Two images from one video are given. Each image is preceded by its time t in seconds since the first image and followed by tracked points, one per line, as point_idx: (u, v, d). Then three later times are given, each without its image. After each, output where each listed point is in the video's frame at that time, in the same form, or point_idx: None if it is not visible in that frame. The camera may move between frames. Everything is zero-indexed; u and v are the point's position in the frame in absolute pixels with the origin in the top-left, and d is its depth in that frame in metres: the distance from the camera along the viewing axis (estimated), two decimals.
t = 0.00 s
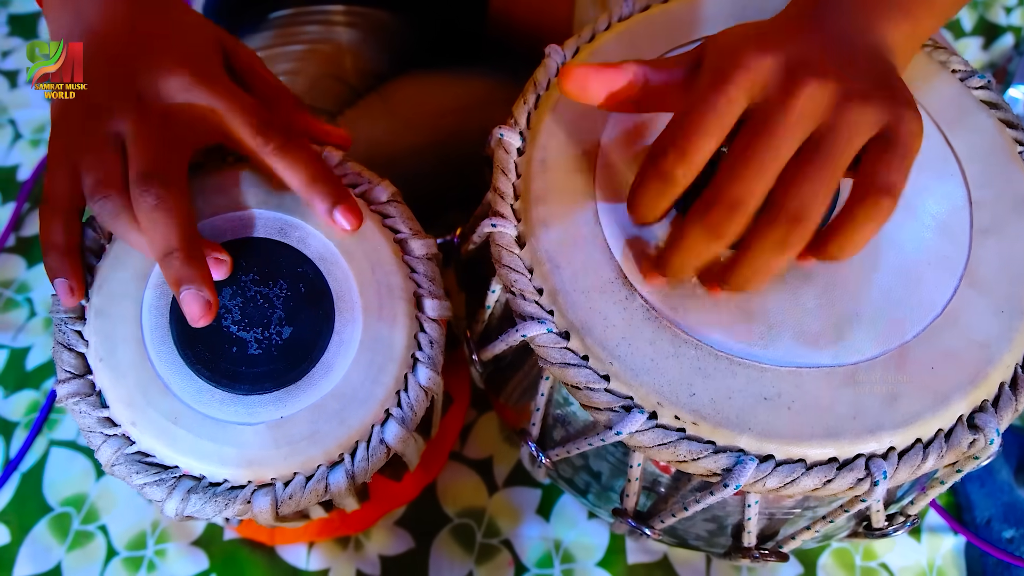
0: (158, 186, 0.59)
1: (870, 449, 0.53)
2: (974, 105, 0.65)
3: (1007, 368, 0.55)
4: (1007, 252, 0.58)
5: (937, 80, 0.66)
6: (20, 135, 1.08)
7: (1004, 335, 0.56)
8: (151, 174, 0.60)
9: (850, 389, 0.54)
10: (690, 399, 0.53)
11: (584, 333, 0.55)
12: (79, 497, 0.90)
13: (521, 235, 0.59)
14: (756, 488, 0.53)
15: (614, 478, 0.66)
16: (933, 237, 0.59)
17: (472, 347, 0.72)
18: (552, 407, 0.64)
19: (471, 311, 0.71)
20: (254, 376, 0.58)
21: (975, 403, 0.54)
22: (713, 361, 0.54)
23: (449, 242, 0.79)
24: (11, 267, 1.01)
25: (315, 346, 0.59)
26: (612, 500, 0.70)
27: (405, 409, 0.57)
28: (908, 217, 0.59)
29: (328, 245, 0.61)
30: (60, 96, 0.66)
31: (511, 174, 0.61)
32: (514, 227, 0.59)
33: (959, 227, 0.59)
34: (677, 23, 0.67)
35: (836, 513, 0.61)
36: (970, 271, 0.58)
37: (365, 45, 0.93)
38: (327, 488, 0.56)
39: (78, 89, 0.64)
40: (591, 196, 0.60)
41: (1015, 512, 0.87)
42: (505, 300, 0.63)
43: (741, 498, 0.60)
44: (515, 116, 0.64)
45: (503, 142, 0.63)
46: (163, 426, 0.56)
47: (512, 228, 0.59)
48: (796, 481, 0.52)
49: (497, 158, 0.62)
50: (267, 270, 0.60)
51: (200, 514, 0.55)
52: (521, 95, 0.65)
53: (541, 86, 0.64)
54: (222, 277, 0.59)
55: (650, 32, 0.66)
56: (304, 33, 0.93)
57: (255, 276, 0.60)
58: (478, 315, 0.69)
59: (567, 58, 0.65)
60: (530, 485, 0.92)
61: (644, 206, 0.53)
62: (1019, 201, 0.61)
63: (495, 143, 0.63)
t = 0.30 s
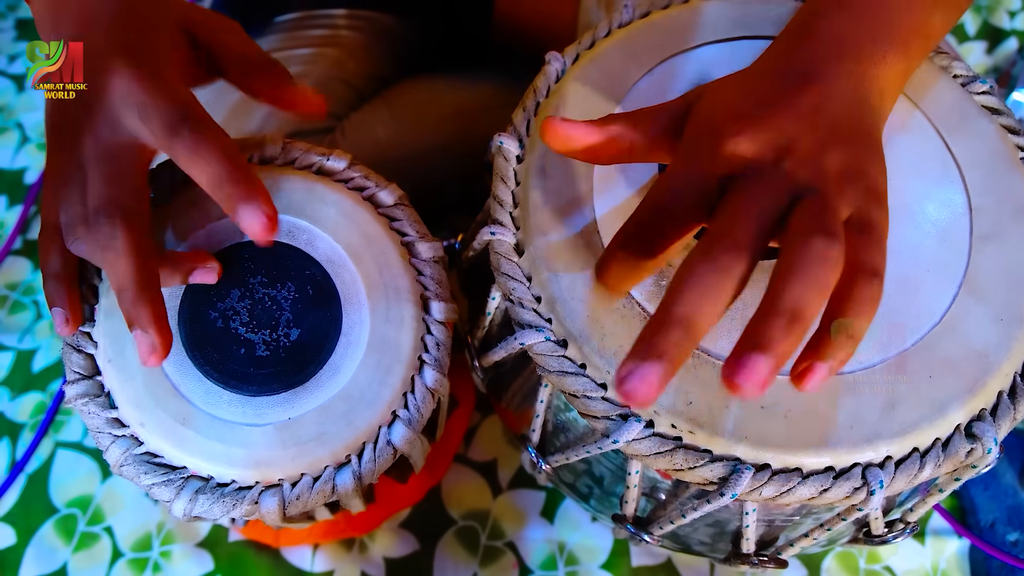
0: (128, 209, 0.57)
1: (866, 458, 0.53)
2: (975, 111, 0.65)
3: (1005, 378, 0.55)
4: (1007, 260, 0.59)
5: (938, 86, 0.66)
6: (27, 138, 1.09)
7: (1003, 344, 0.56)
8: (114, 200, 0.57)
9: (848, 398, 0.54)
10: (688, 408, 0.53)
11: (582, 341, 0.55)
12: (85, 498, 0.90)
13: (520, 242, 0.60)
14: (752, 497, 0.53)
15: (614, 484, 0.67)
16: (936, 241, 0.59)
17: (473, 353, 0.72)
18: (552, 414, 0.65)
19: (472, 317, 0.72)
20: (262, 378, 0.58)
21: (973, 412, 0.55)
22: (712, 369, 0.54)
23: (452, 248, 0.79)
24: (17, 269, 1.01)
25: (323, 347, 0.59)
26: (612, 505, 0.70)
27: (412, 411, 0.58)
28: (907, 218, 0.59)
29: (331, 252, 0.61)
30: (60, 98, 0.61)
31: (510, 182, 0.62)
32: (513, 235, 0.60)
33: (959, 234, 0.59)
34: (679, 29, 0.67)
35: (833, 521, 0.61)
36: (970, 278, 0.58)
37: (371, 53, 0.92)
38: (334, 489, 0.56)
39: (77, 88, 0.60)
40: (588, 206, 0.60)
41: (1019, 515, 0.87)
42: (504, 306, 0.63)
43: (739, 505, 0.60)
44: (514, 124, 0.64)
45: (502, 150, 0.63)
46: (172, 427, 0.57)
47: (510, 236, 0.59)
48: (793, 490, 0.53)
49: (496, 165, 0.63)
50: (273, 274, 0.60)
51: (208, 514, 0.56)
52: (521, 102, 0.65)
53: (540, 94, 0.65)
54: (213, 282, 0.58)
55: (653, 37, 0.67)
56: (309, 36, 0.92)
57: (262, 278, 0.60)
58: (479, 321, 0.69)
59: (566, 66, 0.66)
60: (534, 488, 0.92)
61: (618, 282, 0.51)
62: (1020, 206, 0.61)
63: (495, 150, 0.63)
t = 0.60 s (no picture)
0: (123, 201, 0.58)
1: (862, 479, 0.53)
2: (977, 117, 0.65)
3: (1004, 396, 0.55)
4: (1007, 275, 0.58)
5: (937, 96, 0.65)
6: (28, 140, 1.08)
7: (1003, 360, 0.56)
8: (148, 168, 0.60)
9: (843, 418, 0.53)
10: (683, 430, 0.53)
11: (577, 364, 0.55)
12: (87, 500, 0.90)
13: (514, 260, 0.59)
14: (747, 519, 0.53)
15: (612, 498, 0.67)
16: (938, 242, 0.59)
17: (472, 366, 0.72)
18: (549, 429, 0.65)
19: (468, 332, 0.71)
20: (264, 379, 0.58)
21: (970, 430, 0.54)
22: (707, 392, 0.54)
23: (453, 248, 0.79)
24: (18, 271, 1.01)
25: (325, 348, 0.59)
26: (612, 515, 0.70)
27: (414, 411, 0.57)
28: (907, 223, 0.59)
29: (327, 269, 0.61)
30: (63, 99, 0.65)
31: (505, 199, 0.61)
32: (507, 254, 0.59)
33: (960, 245, 0.59)
34: (676, 36, 0.67)
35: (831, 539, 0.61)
36: (970, 293, 0.58)
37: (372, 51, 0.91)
38: (336, 490, 0.56)
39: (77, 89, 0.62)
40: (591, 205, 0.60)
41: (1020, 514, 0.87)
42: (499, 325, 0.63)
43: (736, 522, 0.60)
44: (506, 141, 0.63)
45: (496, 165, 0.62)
46: (173, 428, 0.57)
47: (505, 256, 0.59)
48: (788, 512, 0.52)
49: (490, 180, 0.62)
50: (275, 275, 0.60)
51: (209, 515, 0.55)
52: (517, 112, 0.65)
53: (535, 105, 0.64)
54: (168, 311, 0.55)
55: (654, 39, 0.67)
56: (311, 36, 0.91)
57: (263, 279, 0.60)
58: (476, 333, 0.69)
59: (561, 75, 0.65)
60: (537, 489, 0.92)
61: (630, 278, 0.44)
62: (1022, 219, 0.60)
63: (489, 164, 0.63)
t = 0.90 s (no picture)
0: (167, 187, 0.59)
1: (867, 461, 0.53)
2: (979, 113, 0.65)
3: (1007, 381, 0.55)
4: (1010, 262, 0.58)
5: (941, 87, 0.66)
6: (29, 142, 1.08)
7: (1006, 345, 0.55)
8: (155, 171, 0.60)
9: (848, 401, 0.53)
10: (688, 411, 0.53)
11: (583, 344, 0.55)
12: (89, 502, 0.90)
13: (521, 245, 0.59)
14: (753, 499, 0.53)
15: (616, 486, 0.67)
16: (940, 246, 0.58)
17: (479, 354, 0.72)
18: (555, 416, 0.65)
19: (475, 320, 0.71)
20: (265, 383, 0.58)
21: (975, 414, 0.54)
22: (712, 372, 0.54)
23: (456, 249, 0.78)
24: (20, 272, 1.01)
25: (328, 352, 0.59)
26: (614, 505, 0.70)
27: (417, 416, 0.58)
28: (913, 224, 0.59)
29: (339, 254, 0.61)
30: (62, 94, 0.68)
31: (512, 184, 0.61)
32: (515, 239, 0.59)
33: (962, 236, 0.59)
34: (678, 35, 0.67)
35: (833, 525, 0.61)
36: (973, 280, 0.57)
37: (375, 53, 0.92)
38: (339, 494, 0.56)
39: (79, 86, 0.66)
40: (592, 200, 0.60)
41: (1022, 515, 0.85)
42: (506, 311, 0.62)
43: (741, 508, 0.60)
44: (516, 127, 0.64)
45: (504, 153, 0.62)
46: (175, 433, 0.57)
47: (513, 240, 0.59)
48: (794, 493, 0.52)
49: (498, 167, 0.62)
50: (278, 278, 0.60)
51: (212, 519, 0.55)
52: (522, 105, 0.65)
53: (543, 96, 0.65)
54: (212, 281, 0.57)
55: (657, 39, 0.66)
56: (313, 38, 0.91)
57: (266, 282, 0.60)
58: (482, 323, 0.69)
59: (569, 68, 0.65)
60: (539, 491, 0.92)
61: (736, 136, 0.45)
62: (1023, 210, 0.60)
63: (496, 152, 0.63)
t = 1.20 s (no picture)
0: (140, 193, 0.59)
1: (871, 460, 0.53)
2: (986, 113, 0.64)
3: (1012, 381, 0.55)
4: (1015, 262, 0.58)
5: (948, 86, 0.65)
6: (28, 141, 1.08)
7: (1010, 344, 0.56)
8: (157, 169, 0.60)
9: (852, 400, 0.53)
10: (692, 408, 0.53)
11: (587, 341, 0.55)
12: (90, 502, 0.90)
13: (525, 240, 0.59)
14: (757, 498, 0.53)
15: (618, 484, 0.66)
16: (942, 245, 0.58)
17: (480, 352, 0.72)
18: (556, 414, 0.65)
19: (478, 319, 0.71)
20: (263, 381, 0.58)
21: (979, 414, 0.54)
22: (717, 369, 0.54)
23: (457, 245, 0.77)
24: (20, 272, 1.01)
25: (327, 349, 0.59)
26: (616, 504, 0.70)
27: (416, 413, 0.57)
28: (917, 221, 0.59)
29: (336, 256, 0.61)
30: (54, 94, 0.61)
31: (516, 179, 0.61)
32: (518, 234, 0.59)
33: (966, 236, 0.59)
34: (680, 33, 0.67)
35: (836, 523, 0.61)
36: (978, 280, 0.57)
37: (373, 52, 0.92)
38: (338, 491, 0.55)
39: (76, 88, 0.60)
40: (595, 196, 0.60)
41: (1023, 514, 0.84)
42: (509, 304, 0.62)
43: (743, 507, 0.60)
44: (520, 123, 0.64)
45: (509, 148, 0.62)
46: (173, 430, 0.56)
47: (517, 236, 0.59)
48: (798, 492, 0.52)
49: (502, 163, 0.62)
50: (275, 276, 0.60)
51: (211, 517, 0.55)
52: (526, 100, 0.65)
53: (547, 92, 0.64)
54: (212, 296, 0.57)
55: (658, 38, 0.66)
56: (311, 38, 0.90)
57: (264, 280, 0.60)
58: (485, 318, 0.69)
59: (574, 63, 0.65)
60: (538, 490, 0.92)
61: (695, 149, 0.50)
62: None
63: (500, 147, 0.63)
